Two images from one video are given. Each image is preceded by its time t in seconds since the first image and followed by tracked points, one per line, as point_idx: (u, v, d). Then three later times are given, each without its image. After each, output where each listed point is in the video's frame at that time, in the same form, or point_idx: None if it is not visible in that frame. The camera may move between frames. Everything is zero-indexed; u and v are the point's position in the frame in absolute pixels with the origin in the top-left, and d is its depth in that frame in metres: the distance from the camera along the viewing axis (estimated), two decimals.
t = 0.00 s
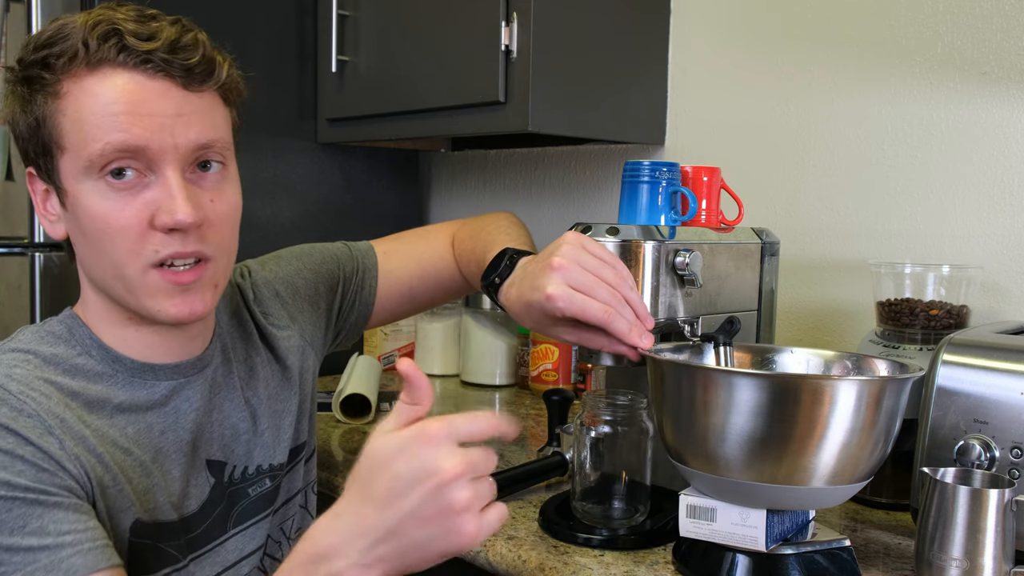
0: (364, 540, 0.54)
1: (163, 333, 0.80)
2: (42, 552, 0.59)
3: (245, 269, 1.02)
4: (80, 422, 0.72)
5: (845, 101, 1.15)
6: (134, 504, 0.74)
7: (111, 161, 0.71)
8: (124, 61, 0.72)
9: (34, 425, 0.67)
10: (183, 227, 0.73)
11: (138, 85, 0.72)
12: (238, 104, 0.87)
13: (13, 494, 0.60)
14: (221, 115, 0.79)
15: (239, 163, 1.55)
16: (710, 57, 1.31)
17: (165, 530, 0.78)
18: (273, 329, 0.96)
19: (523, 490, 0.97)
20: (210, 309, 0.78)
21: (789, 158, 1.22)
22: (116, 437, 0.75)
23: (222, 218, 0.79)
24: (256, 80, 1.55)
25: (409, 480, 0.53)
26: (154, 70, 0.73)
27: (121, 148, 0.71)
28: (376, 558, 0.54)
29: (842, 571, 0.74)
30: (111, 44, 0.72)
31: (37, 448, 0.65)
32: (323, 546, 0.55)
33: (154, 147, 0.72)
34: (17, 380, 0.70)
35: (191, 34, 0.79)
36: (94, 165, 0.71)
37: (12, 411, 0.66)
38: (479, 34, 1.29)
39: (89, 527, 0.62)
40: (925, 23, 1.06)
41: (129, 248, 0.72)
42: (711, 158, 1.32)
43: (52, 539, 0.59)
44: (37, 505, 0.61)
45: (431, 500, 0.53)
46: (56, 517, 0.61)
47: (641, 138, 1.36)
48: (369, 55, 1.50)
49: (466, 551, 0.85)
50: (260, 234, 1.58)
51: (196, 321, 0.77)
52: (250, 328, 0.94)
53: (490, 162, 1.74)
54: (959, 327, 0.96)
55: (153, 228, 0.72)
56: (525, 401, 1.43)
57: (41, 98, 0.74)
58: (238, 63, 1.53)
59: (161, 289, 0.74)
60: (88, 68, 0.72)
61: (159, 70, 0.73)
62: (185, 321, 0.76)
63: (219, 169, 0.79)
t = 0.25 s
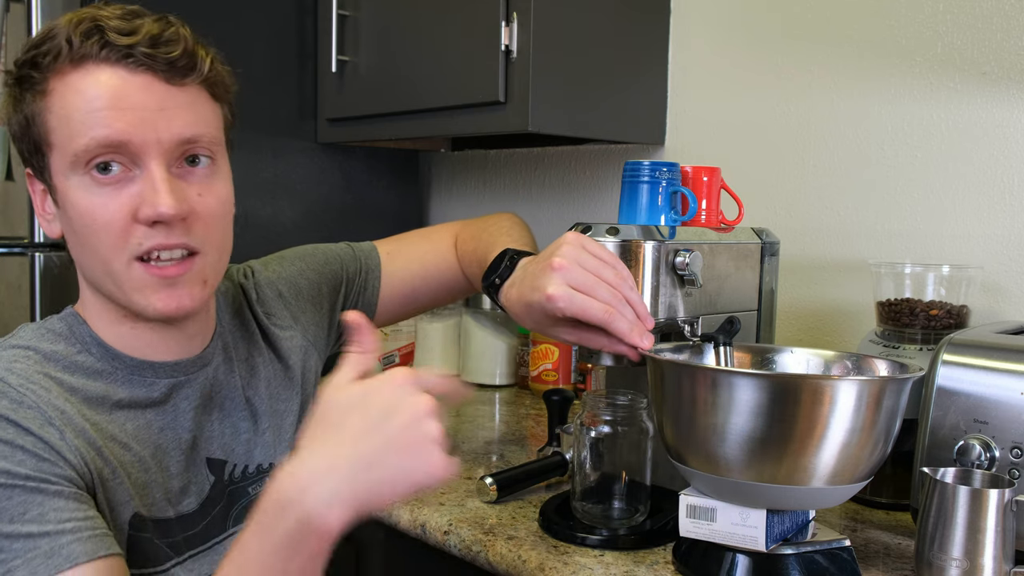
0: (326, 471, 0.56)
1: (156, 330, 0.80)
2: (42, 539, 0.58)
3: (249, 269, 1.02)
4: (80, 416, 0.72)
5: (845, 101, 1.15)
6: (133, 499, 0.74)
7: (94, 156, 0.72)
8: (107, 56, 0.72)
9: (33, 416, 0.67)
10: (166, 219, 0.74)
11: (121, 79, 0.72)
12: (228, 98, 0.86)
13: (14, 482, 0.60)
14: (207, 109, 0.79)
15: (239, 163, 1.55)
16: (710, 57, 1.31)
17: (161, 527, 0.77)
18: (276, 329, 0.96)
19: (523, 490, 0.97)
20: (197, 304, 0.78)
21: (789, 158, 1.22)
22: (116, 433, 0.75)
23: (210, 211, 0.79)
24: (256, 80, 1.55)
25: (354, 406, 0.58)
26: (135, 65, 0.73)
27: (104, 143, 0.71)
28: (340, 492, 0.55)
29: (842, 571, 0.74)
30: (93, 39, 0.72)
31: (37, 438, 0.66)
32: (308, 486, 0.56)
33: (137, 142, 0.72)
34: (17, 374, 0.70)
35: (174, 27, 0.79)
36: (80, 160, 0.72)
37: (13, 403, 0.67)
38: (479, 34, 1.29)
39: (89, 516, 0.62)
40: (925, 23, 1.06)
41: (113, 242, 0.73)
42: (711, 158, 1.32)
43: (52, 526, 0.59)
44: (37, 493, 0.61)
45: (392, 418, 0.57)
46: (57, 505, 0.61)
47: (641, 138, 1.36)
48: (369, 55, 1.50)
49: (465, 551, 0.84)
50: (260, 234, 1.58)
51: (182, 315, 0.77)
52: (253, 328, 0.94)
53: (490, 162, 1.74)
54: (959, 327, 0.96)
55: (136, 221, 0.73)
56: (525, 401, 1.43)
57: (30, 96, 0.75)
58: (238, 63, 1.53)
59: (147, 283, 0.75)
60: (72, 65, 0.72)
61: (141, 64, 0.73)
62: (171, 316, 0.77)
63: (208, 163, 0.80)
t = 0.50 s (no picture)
0: (296, 410, 0.64)
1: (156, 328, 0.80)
2: (73, 530, 0.60)
3: (250, 269, 1.02)
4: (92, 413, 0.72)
5: (845, 101, 1.15)
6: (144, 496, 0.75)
7: (89, 156, 0.72)
8: (95, 54, 0.72)
9: (51, 413, 0.67)
10: (163, 214, 0.74)
11: (111, 76, 0.72)
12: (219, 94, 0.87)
13: (40, 476, 0.62)
14: (197, 104, 0.79)
15: (239, 163, 1.55)
16: (710, 57, 1.31)
17: (167, 525, 0.77)
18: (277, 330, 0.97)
19: (523, 490, 0.97)
20: (197, 296, 0.78)
21: (789, 158, 1.22)
22: (127, 431, 0.76)
23: (206, 205, 0.79)
24: (256, 80, 1.55)
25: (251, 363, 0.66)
26: (124, 61, 0.73)
27: (97, 142, 0.71)
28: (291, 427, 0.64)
29: (842, 571, 0.74)
30: (81, 38, 0.73)
31: (56, 434, 0.66)
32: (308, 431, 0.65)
33: (130, 139, 0.72)
34: (29, 373, 0.70)
35: (160, 23, 0.79)
36: (74, 161, 0.72)
37: (30, 399, 0.67)
38: (478, 34, 1.29)
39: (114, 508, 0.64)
40: (925, 23, 1.06)
41: (113, 240, 0.73)
42: (711, 158, 1.32)
43: (82, 518, 0.61)
44: (63, 486, 0.62)
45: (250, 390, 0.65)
46: (83, 498, 0.63)
47: (641, 138, 1.36)
48: (369, 55, 1.50)
49: (466, 551, 0.84)
50: (260, 234, 1.58)
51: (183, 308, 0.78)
52: (253, 329, 0.96)
53: (490, 162, 1.74)
54: (959, 327, 0.96)
55: (133, 218, 0.73)
56: (525, 401, 1.43)
57: (21, 101, 0.75)
58: (238, 63, 1.53)
59: (147, 278, 0.75)
60: (61, 65, 0.72)
61: (129, 61, 0.73)
62: (172, 309, 0.77)
63: (201, 158, 0.80)
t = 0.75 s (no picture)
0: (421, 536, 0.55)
1: (149, 333, 0.79)
2: (49, 533, 0.59)
3: (245, 270, 1.02)
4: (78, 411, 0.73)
5: (845, 101, 1.15)
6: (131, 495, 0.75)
7: (88, 162, 0.72)
8: (95, 60, 0.72)
9: (36, 410, 0.68)
10: (160, 224, 0.74)
11: (111, 83, 0.72)
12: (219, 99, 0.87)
13: (19, 475, 0.61)
14: (197, 111, 0.79)
15: (239, 163, 1.55)
16: (710, 57, 1.31)
17: (154, 524, 0.80)
18: (271, 330, 0.96)
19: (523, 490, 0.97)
20: (193, 305, 0.79)
21: (789, 159, 1.22)
22: (112, 430, 0.76)
23: (203, 213, 0.79)
24: (256, 80, 1.55)
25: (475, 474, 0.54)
26: (124, 68, 0.73)
27: (96, 150, 0.71)
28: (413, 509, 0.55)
29: (842, 571, 0.74)
30: (81, 44, 0.72)
31: (38, 432, 0.66)
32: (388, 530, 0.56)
33: (129, 148, 0.72)
34: (16, 370, 0.71)
35: (162, 30, 0.78)
36: (72, 167, 0.72)
37: (16, 397, 0.67)
38: (478, 35, 1.29)
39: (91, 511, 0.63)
40: (925, 23, 1.07)
41: (109, 246, 0.73)
42: (710, 158, 1.32)
43: (58, 521, 0.60)
44: (41, 486, 0.62)
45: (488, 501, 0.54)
46: (60, 499, 0.62)
47: (641, 138, 1.36)
48: (369, 55, 1.50)
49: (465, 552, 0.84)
50: (260, 234, 1.58)
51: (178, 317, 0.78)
52: (247, 328, 0.94)
53: (490, 162, 1.74)
54: (959, 327, 0.96)
55: (130, 226, 0.73)
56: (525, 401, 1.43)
57: (20, 102, 0.75)
58: (238, 63, 1.53)
59: (144, 287, 0.75)
60: (61, 70, 0.72)
61: (130, 69, 0.73)
62: (167, 318, 0.77)
63: (199, 165, 0.79)
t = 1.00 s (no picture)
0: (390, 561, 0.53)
1: (148, 338, 0.80)
2: (31, 545, 0.60)
3: (245, 270, 1.02)
4: (71, 415, 0.72)
5: (845, 101, 1.15)
6: (123, 500, 0.75)
7: (92, 167, 0.72)
8: (105, 65, 0.72)
9: (25, 418, 0.68)
10: (161, 233, 0.74)
11: (119, 89, 0.72)
12: (226, 105, 0.87)
13: (5, 486, 0.62)
14: (205, 119, 0.79)
15: (239, 163, 1.55)
16: (710, 57, 1.31)
17: (149, 529, 0.78)
18: (270, 330, 0.96)
19: (523, 490, 0.97)
20: (191, 316, 0.78)
21: (789, 159, 1.22)
22: (104, 435, 0.75)
23: (205, 222, 0.79)
24: (256, 80, 1.55)
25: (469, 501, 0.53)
26: (134, 75, 0.73)
27: (101, 155, 0.72)
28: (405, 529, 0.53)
29: (842, 571, 0.74)
30: (92, 48, 0.72)
31: (27, 440, 0.66)
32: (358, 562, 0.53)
33: (134, 154, 0.72)
34: (8, 373, 0.70)
35: (174, 37, 0.79)
36: (76, 171, 0.72)
37: (5, 403, 0.67)
38: (478, 34, 1.29)
39: (76, 523, 0.64)
40: (925, 22, 1.07)
41: (108, 253, 0.73)
42: (710, 158, 1.32)
43: (40, 533, 0.61)
44: (27, 497, 0.62)
45: (477, 521, 0.54)
46: (47, 510, 0.63)
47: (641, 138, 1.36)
48: (369, 55, 1.50)
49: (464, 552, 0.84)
50: (260, 234, 1.58)
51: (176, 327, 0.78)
52: (247, 330, 0.94)
53: (490, 162, 1.74)
54: (959, 327, 0.96)
55: (131, 233, 0.73)
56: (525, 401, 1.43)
57: (26, 101, 0.75)
58: (238, 63, 1.53)
59: (140, 295, 0.75)
60: (70, 73, 0.72)
61: (140, 76, 0.73)
62: (162, 330, 0.77)
63: (203, 173, 0.79)
